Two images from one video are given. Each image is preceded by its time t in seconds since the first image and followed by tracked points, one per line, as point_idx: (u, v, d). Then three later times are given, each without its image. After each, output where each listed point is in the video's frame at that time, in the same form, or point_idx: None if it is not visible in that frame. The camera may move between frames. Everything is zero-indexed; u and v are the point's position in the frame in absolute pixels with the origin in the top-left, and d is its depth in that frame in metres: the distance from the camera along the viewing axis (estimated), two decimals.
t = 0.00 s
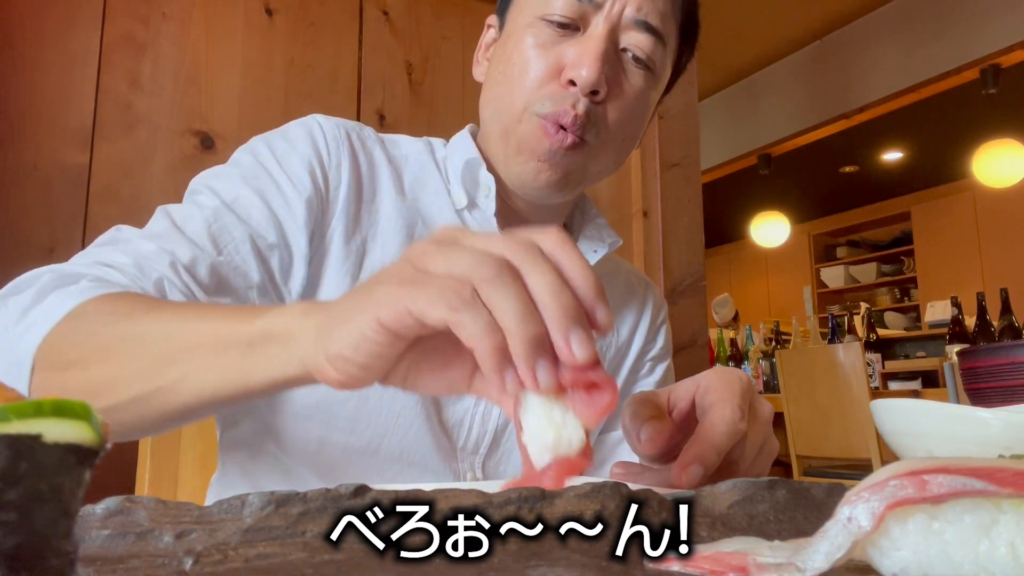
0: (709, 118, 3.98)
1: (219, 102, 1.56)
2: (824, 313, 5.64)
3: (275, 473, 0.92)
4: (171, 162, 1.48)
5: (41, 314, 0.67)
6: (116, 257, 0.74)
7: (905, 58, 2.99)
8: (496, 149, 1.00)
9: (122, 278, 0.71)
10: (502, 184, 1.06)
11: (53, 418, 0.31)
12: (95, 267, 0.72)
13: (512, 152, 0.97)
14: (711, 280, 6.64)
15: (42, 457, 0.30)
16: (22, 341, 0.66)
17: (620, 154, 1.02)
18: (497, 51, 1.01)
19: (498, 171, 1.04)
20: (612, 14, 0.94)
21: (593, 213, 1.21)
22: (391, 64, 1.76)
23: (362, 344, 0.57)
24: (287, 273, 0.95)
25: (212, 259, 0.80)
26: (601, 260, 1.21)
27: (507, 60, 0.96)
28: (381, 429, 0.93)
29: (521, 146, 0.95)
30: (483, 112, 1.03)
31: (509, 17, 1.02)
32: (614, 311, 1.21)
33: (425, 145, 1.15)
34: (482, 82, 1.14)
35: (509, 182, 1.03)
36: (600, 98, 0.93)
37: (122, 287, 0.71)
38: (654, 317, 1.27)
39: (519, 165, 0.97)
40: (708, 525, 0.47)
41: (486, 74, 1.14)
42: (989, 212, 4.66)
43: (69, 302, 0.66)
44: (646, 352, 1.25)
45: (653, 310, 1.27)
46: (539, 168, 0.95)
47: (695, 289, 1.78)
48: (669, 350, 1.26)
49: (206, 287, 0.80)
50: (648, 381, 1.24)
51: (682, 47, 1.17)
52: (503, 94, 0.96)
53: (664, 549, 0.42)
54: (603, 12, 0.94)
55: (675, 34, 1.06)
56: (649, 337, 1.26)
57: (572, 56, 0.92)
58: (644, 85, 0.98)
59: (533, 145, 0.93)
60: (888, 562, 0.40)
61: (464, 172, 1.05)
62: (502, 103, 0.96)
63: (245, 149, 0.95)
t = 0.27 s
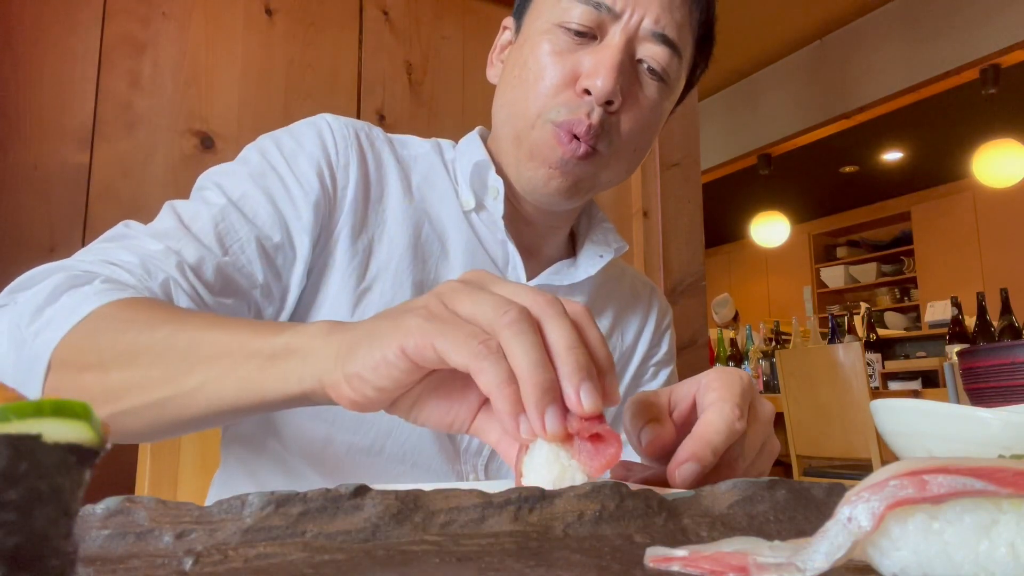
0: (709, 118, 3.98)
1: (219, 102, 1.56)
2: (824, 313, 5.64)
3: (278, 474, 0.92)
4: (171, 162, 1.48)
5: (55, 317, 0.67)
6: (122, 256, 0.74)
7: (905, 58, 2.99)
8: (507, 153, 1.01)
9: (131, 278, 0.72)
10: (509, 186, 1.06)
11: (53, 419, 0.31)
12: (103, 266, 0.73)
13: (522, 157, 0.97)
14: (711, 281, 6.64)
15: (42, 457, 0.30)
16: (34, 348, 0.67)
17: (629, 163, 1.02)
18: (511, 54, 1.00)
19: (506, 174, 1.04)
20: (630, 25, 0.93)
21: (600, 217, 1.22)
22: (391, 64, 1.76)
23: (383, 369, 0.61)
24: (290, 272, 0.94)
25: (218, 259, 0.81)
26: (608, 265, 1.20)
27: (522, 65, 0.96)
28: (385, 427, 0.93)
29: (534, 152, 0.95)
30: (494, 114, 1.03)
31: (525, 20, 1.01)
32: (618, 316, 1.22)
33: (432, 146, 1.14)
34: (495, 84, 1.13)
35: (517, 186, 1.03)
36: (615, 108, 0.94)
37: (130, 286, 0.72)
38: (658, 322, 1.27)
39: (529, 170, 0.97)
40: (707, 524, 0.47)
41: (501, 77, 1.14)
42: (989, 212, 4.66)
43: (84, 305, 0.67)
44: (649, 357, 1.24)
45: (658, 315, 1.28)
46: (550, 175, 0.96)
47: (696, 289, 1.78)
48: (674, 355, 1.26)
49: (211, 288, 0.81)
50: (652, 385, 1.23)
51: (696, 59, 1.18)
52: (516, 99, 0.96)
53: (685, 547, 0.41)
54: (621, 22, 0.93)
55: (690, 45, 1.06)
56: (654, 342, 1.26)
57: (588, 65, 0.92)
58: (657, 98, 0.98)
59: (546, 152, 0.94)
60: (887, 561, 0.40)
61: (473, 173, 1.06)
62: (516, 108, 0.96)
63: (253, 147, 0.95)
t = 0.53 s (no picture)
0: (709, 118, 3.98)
1: (219, 102, 1.56)
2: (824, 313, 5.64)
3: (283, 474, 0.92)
4: (171, 162, 1.49)
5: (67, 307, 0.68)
6: (130, 248, 0.74)
7: (906, 58, 2.99)
8: (514, 156, 1.01)
9: (143, 272, 0.73)
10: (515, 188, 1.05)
11: (54, 419, 0.31)
12: (113, 258, 0.73)
13: (530, 159, 0.97)
14: (711, 280, 6.64)
15: (42, 457, 0.30)
16: (48, 338, 0.67)
17: (636, 169, 1.02)
18: (521, 58, 1.01)
19: (513, 176, 1.04)
20: (639, 32, 0.94)
21: (604, 221, 1.21)
22: (391, 64, 1.76)
23: (404, 364, 0.61)
24: (295, 269, 0.93)
25: (227, 253, 0.81)
26: (612, 267, 1.20)
27: (531, 69, 0.96)
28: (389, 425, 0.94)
29: (541, 155, 0.95)
30: (502, 117, 1.03)
31: (536, 25, 1.01)
32: (621, 319, 1.21)
33: (439, 147, 1.13)
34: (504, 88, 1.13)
35: (524, 188, 1.02)
36: (622, 114, 0.94)
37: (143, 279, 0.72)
38: (661, 325, 1.27)
39: (536, 173, 0.97)
40: (707, 524, 0.47)
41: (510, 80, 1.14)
42: (989, 212, 4.66)
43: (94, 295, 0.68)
44: (652, 360, 1.24)
45: (661, 318, 1.28)
46: (557, 179, 0.96)
47: (696, 289, 1.78)
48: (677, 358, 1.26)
49: (219, 284, 0.80)
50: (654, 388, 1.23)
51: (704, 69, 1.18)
52: (524, 103, 0.96)
53: (685, 547, 0.41)
54: (631, 29, 0.94)
55: (699, 52, 1.06)
56: (657, 345, 1.26)
57: (598, 71, 0.92)
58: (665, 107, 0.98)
59: (553, 155, 0.94)
60: (887, 561, 0.40)
61: (480, 174, 1.06)
62: (524, 112, 0.96)
63: (263, 145, 0.95)
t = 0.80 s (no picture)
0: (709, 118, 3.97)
1: (219, 102, 1.56)
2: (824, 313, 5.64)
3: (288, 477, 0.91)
4: (171, 162, 1.49)
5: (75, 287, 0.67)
6: (136, 236, 0.74)
7: (906, 58, 2.99)
8: (518, 157, 1.00)
9: (149, 257, 0.72)
10: (518, 188, 1.05)
11: (54, 419, 0.30)
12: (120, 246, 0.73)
13: (533, 160, 0.97)
14: (711, 280, 6.64)
15: (42, 458, 0.30)
16: (56, 318, 0.67)
17: (638, 171, 1.02)
18: (525, 60, 1.01)
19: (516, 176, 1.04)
20: (643, 36, 0.94)
21: (607, 223, 1.20)
22: (391, 64, 1.76)
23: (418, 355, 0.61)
24: (299, 266, 0.94)
25: (232, 246, 0.81)
26: (614, 269, 1.20)
27: (535, 70, 0.96)
28: (390, 423, 0.94)
29: (545, 155, 0.95)
30: (506, 118, 1.03)
31: (540, 28, 1.02)
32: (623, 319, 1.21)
33: (443, 148, 1.13)
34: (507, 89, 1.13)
35: (527, 189, 1.02)
36: (626, 116, 0.94)
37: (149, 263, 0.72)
38: (663, 327, 1.27)
39: (540, 173, 0.97)
40: (707, 525, 0.47)
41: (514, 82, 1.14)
42: (989, 212, 4.66)
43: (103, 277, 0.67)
44: (653, 362, 1.24)
45: (663, 320, 1.28)
46: (560, 179, 0.95)
47: (696, 289, 1.78)
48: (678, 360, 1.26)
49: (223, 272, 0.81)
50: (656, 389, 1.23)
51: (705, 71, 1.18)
52: (528, 104, 0.96)
53: (685, 547, 0.41)
54: (635, 33, 0.94)
55: (702, 56, 1.07)
56: (658, 347, 1.26)
57: (602, 73, 0.92)
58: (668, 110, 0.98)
59: (557, 155, 0.94)
60: (887, 561, 0.40)
61: (483, 174, 1.06)
62: (528, 113, 0.96)
63: (270, 141, 0.95)
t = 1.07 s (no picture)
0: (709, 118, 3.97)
1: (219, 102, 1.56)
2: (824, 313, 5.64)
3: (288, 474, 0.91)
4: (170, 161, 1.48)
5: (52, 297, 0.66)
6: (132, 244, 0.73)
7: (906, 58, 2.99)
8: (521, 157, 1.00)
9: (137, 259, 0.70)
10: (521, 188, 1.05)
11: (54, 419, 0.31)
12: (114, 254, 0.71)
13: (537, 160, 0.97)
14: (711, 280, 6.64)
15: (42, 457, 0.30)
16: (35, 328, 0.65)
17: (641, 172, 1.02)
18: (528, 61, 1.01)
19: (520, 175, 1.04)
20: (646, 38, 0.94)
21: (608, 223, 1.21)
22: (391, 64, 1.76)
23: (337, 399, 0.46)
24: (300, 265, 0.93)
25: (228, 246, 0.78)
26: (615, 269, 1.20)
27: (539, 71, 0.96)
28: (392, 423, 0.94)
29: (549, 155, 0.95)
30: (509, 119, 1.03)
31: (543, 29, 1.02)
32: (625, 319, 1.21)
33: (445, 149, 1.13)
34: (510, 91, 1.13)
35: (530, 189, 1.02)
36: (630, 116, 0.94)
37: (139, 266, 0.69)
38: (664, 328, 1.28)
39: (543, 174, 0.97)
40: (707, 524, 0.47)
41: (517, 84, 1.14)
42: (989, 212, 4.66)
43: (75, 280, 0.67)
44: (654, 364, 1.24)
45: (664, 321, 1.28)
46: (564, 179, 0.95)
47: (696, 289, 1.78)
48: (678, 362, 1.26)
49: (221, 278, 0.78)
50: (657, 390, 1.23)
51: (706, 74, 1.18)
52: (532, 104, 0.96)
53: (685, 547, 0.41)
54: (639, 34, 0.94)
55: (703, 58, 1.07)
56: (659, 348, 1.26)
57: (606, 74, 0.92)
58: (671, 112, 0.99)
59: (561, 155, 0.93)
60: (887, 562, 0.40)
61: (486, 174, 1.06)
62: (531, 112, 0.96)
63: (271, 146, 0.96)
